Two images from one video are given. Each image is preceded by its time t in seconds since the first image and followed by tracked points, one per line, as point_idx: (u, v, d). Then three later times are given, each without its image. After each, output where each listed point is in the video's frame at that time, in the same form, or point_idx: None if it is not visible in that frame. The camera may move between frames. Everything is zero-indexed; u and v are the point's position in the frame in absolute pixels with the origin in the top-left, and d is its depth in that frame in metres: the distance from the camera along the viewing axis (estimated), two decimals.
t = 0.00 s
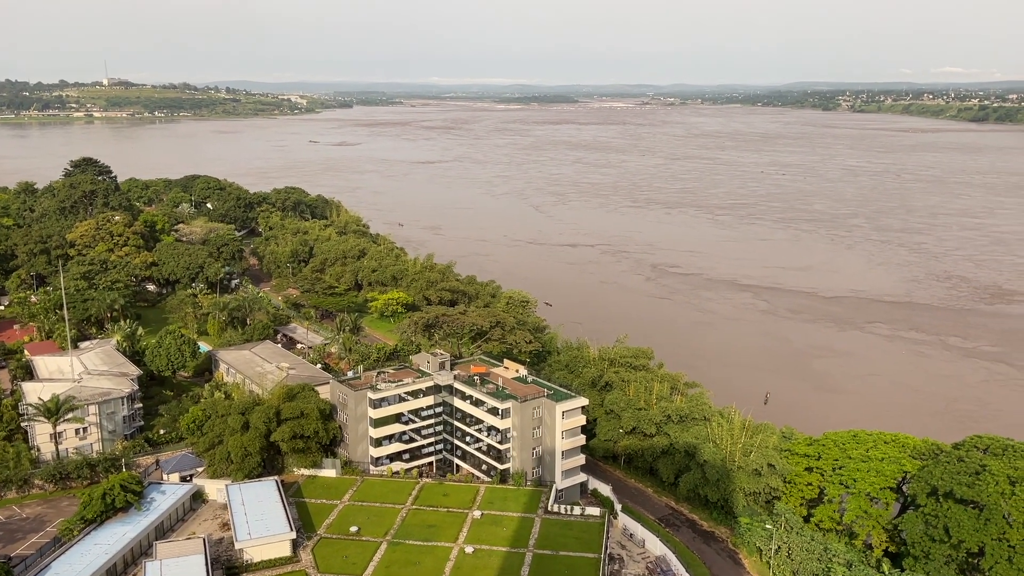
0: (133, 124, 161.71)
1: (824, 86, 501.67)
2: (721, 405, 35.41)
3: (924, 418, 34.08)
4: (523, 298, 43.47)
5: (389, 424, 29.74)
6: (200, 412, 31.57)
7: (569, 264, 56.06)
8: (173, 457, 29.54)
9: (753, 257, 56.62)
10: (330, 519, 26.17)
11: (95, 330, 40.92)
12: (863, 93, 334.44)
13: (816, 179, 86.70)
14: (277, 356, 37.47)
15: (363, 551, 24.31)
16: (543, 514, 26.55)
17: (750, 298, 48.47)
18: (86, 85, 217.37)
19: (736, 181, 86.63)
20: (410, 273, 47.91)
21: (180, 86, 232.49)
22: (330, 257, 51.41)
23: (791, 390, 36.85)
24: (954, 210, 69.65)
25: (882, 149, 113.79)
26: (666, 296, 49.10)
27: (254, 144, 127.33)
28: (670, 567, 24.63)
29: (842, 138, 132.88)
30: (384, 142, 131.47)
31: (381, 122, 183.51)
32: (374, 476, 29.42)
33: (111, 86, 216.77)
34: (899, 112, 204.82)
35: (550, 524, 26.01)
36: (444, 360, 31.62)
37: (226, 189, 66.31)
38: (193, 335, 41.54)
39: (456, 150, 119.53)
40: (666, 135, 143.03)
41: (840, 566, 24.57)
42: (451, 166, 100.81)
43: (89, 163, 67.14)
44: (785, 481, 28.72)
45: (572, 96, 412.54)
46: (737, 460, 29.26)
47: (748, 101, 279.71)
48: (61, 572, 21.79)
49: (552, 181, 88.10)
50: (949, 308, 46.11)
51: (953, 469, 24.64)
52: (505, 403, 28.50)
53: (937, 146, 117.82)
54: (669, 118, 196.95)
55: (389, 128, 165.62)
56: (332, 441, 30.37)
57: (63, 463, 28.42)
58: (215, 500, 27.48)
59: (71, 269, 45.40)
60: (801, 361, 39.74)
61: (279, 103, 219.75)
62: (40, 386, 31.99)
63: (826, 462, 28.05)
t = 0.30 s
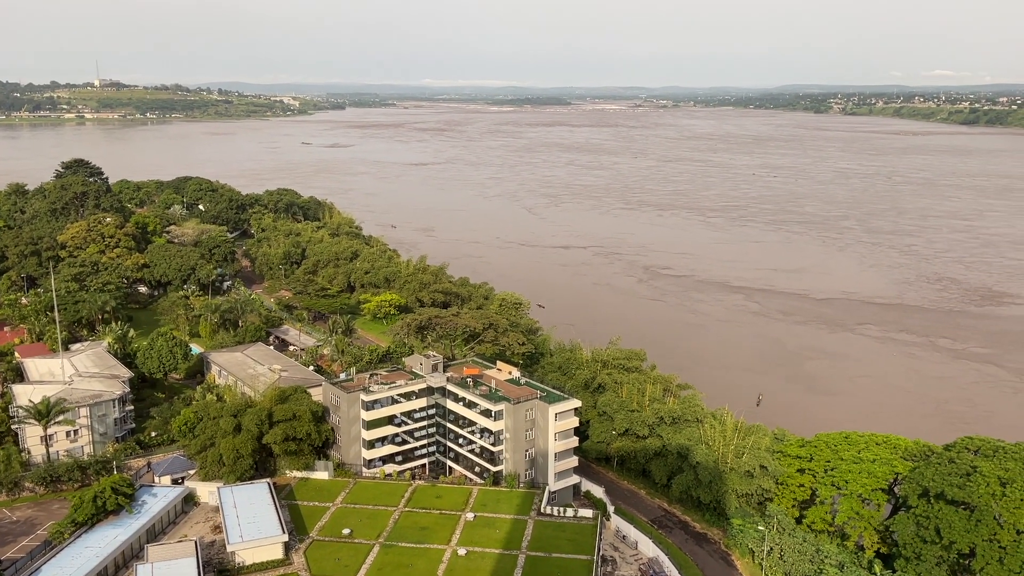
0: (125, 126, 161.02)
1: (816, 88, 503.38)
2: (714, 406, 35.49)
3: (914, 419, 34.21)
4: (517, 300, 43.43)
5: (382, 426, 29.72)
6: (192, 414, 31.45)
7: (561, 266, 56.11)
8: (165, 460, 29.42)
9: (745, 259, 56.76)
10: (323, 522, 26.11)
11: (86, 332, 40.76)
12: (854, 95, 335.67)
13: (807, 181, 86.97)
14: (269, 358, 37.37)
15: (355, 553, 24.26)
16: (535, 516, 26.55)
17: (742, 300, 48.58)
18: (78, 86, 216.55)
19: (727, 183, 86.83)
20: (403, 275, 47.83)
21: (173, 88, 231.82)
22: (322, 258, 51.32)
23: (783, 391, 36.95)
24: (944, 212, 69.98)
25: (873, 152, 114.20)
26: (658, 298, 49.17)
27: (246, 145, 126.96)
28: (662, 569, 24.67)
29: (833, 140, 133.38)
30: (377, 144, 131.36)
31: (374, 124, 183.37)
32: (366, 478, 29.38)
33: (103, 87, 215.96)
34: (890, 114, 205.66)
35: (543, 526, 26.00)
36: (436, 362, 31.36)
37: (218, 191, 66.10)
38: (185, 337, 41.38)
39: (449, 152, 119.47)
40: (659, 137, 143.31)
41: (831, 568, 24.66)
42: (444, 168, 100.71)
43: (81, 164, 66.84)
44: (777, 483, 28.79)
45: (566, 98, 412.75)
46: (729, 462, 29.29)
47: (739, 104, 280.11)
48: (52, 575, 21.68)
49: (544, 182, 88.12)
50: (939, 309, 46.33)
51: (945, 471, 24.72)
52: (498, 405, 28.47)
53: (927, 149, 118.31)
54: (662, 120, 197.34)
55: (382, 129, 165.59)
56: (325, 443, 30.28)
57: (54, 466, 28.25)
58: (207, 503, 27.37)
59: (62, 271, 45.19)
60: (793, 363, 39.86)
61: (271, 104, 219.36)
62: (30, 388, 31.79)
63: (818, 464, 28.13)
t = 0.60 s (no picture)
0: (115, 127, 160.29)
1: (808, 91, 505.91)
2: (705, 408, 35.52)
3: (904, 420, 34.32)
4: (508, 302, 43.40)
5: (374, 429, 29.65)
6: (183, 416, 31.29)
7: (553, 267, 56.09)
8: (155, 463, 29.27)
9: (736, 260, 56.86)
10: (314, 525, 26.00)
11: (75, 334, 40.54)
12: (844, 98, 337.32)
13: (797, 183, 87.22)
14: (260, 360, 37.24)
15: (347, 556, 24.16)
16: (527, 518, 26.51)
17: (733, 302, 48.65)
18: (68, 87, 215.40)
19: (718, 185, 87.01)
20: (394, 277, 47.74)
21: (164, 89, 230.98)
22: (313, 260, 51.18)
23: (774, 392, 37.01)
24: (933, 214, 70.28)
25: (863, 154, 114.64)
26: (649, 300, 49.21)
27: (237, 147, 126.50)
28: (654, 570, 24.69)
29: (824, 142, 133.85)
30: (368, 146, 131.16)
31: (366, 125, 183.08)
32: (358, 480, 29.28)
33: (93, 88, 214.97)
34: (880, 117, 206.56)
35: (535, 528, 25.96)
36: (428, 364, 31.59)
37: (209, 193, 65.84)
38: (175, 339, 41.17)
39: (441, 154, 119.38)
40: (650, 139, 143.53)
41: (823, 569, 24.71)
42: (436, 170, 100.63)
43: (70, 166, 66.46)
44: (768, 484, 28.84)
45: (558, 99, 413.34)
46: (721, 463, 29.32)
47: (731, 106, 280.69)
48: None
49: (536, 184, 88.09)
50: (929, 311, 46.53)
51: (935, 472, 24.81)
52: (490, 407, 28.41)
53: (917, 151, 118.87)
54: (653, 122, 197.59)
55: (374, 131, 165.36)
56: (316, 445, 30.18)
57: (42, 469, 28.05)
58: (197, 506, 27.31)
59: (51, 273, 44.93)
60: (784, 364, 39.94)
61: (262, 105, 218.68)
62: (19, 390, 31.58)
63: (809, 465, 28.20)
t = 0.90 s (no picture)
0: (103, 128, 159.59)
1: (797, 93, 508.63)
2: (695, 409, 35.62)
3: (892, 421, 34.49)
4: (498, 304, 43.44)
5: (364, 431, 29.60)
6: (171, 419, 31.17)
7: (543, 269, 56.16)
8: (143, 466, 29.16)
9: (725, 262, 57.08)
10: (304, 527, 25.93)
11: (63, 337, 40.33)
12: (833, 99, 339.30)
13: (785, 185, 87.66)
14: (249, 362, 37.15)
15: (337, 558, 24.12)
16: (518, 520, 26.53)
17: (722, 303, 48.82)
18: (56, 88, 214.30)
19: (707, 187, 87.31)
20: (384, 279, 47.71)
21: (152, 90, 230.14)
22: (303, 262, 51.08)
23: (763, 393, 37.17)
24: (919, 215, 70.75)
25: (851, 156, 115.22)
26: (638, 301, 49.33)
27: (227, 149, 126.16)
28: (644, 571, 24.73)
29: (812, 144, 134.53)
30: (358, 147, 131.08)
31: (356, 127, 182.79)
32: (348, 483, 29.24)
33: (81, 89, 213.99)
34: (867, 119, 207.76)
35: (525, 529, 25.98)
36: (418, 366, 31.68)
37: (198, 194, 65.60)
38: (164, 341, 41.01)
39: (431, 155, 119.36)
40: (639, 141, 143.97)
41: (811, 569, 24.82)
42: (425, 171, 100.59)
43: (58, 167, 66.11)
44: (757, 485, 28.95)
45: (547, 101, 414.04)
46: (711, 464, 29.42)
47: (719, 108, 281.42)
48: None
49: (525, 186, 88.18)
50: (915, 311, 46.82)
51: (923, 472, 24.99)
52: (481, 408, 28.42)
53: (904, 153, 119.56)
54: (643, 124, 198.06)
55: (364, 133, 165.22)
56: (306, 447, 30.12)
57: (30, 472, 27.89)
58: (186, 509, 27.11)
59: (39, 275, 44.67)
60: (773, 365, 40.09)
61: (251, 107, 218.06)
62: (6, 393, 31.39)
63: (799, 466, 28.35)
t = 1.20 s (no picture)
0: (88, 130, 158.49)
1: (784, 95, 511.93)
2: (683, 410, 35.71)
3: (878, 421, 34.68)
4: (487, 305, 43.41)
5: (351, 434, 29.52)
6: (158, 422, 30.96)
7: (531, 271, 56.18)
8: (129, 469, 28.96)
9: (712, 263, 57.29)
10: (291, 531, 25.82)
11: (48, 340, 40.03)
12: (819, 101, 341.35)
13: (771, 187, 88.10)
14: (237, 365, 36.96)
15: (325, 561, 24.03)
16: (506, 522, 26.51)
17: (709, 304, 49.00)
18: (40, 89, 212.77)
19: (694, 189, 87.65)
20: (372, 281, 47.62)
21: (138, 92, 228.84)
22: (290, 264, 50.93)
23: (751, 394, 37.31)
24: (904, 217, 71.29)
25: (836, 158, 115.92)
26: (626, 302, 49.44)
27: (213, 150, 125.60)
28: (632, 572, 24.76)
29: (798, 146, 135.30)
30: (345, 149, 130.82)
31: (343, 129, 182.40)
32: (335, 486, 29.14)
33: (66, 90, 212.61)
34: (853, 121, 209.33)
35: (514, 531, 25.96)
36: (407, 368, 31.56)
37: (184, 196, 65.25)
38: (150, 344, 40.78)
39: (419, 157, 119.25)
40: (627, 143, 144.32)
41: (799, 569, 24.93)
42: (413, 173, 100.46)
43: (42, 169, 65.61)
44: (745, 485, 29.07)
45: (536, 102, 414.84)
46: (699, 465, 29.51)
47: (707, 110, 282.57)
48: None
49: (513, 188, 88.20)
50: (900, 312, 47.14)
51: (908, 472, 25.17)
52: (469, 410, 28.41)
53: (888, 155, 120.35)
54: (631, 126, 198.53)
55: (351, 134, 164.94)
56: (294, 450, 30.00)
57: (14, 477, 27.64)
58: (173, 513, 26.99)
59: (23, 278, 44.32)
60: (760, 366, 40.26)
61: (238, 109, 217.21)
62: None
63: (786, 466, 28.51)
